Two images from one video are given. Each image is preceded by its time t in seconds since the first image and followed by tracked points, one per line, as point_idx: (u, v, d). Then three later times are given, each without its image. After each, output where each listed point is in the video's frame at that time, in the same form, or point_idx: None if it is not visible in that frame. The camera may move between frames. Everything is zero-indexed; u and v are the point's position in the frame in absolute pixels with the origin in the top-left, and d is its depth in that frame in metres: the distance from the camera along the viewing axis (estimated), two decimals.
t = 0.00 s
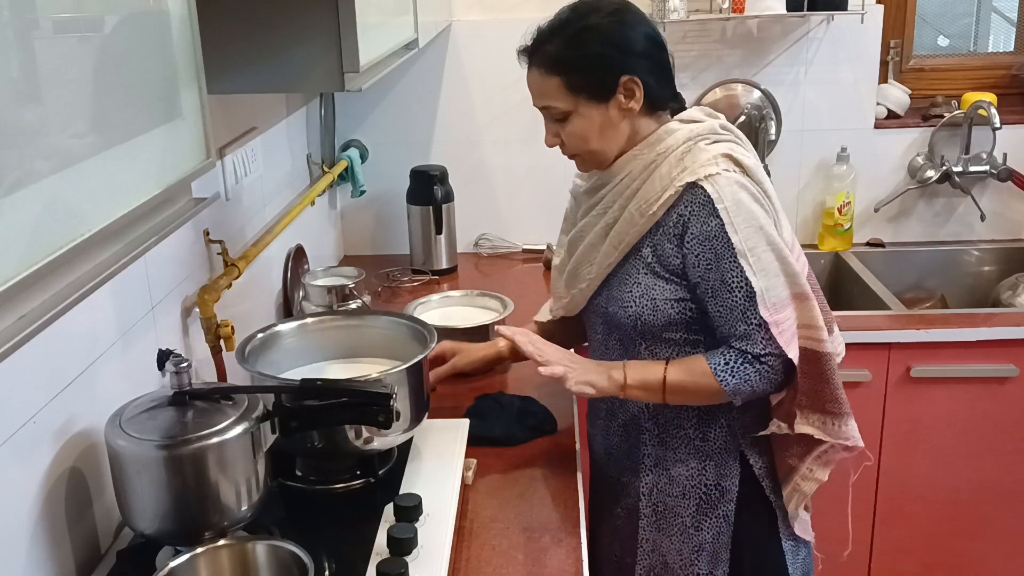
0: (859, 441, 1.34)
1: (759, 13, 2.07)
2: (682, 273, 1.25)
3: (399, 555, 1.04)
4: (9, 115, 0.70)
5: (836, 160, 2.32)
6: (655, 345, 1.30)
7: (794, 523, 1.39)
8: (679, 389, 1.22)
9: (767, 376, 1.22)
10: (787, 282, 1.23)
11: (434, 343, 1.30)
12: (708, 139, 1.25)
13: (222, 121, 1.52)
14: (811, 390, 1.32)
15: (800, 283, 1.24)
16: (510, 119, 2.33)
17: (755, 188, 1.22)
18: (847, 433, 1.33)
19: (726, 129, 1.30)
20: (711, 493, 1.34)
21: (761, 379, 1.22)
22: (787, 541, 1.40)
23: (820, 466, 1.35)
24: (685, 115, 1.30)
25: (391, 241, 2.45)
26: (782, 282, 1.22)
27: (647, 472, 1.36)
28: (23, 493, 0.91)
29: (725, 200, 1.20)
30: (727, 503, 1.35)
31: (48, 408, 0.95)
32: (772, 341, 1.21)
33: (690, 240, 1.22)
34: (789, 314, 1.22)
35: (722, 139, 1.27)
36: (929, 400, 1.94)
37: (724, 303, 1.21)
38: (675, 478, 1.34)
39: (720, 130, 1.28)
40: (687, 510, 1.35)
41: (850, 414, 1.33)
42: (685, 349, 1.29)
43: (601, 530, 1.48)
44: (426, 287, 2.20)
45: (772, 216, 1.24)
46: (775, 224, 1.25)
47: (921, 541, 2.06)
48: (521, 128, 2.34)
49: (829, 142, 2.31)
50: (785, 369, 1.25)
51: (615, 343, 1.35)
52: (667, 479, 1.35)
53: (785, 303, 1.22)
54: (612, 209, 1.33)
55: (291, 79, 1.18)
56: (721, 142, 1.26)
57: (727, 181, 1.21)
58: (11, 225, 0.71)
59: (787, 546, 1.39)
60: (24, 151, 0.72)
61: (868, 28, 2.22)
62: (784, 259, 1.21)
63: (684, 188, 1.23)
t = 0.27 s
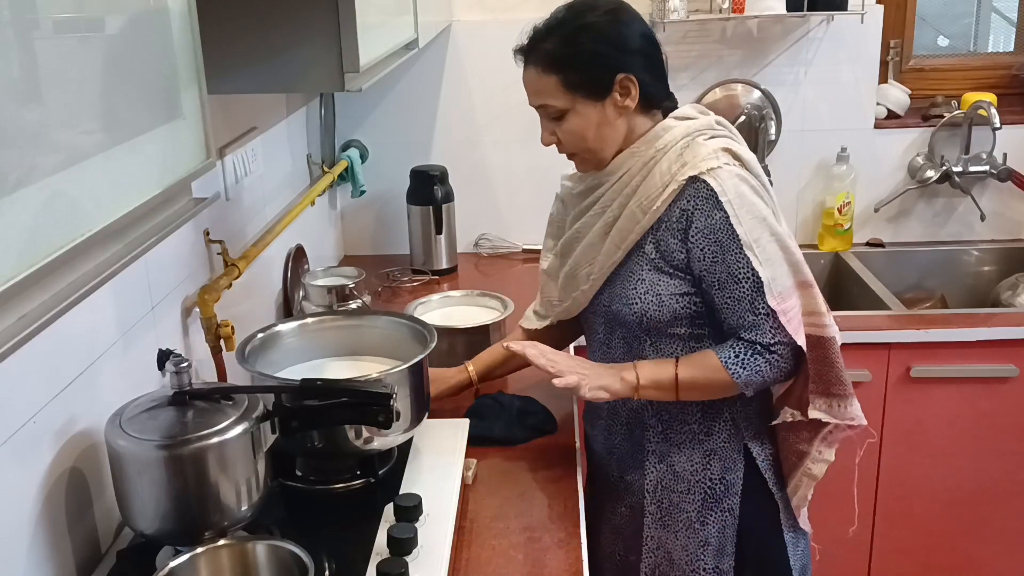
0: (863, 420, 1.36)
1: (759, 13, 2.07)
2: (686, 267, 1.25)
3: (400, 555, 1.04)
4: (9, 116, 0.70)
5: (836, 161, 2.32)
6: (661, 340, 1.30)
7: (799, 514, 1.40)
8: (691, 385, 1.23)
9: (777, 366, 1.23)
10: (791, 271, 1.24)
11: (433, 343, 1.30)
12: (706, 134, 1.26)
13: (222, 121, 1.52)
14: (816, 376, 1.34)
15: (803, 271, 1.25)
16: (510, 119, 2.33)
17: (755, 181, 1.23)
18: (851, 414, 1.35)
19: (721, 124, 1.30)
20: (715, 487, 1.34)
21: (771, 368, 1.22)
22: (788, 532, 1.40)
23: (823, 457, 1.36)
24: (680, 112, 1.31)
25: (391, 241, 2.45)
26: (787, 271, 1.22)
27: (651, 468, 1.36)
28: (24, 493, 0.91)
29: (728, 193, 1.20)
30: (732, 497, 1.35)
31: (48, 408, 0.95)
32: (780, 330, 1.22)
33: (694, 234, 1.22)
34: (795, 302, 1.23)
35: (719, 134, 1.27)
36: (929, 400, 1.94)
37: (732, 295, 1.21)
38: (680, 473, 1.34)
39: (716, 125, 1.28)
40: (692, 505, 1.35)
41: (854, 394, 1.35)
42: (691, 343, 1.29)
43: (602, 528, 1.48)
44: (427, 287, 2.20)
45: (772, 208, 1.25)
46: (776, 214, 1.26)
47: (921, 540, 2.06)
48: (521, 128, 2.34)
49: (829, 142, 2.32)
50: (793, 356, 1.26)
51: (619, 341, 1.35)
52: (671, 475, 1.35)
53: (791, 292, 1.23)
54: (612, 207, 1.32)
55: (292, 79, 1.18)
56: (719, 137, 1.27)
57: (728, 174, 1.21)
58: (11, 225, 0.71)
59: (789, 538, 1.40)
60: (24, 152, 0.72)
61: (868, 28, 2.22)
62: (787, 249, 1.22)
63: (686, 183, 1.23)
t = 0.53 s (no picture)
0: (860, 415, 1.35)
1: (759, 13, 2.07)
2: (685, 264, 1.25)
3: (400, 554, 1.04)
4: (9, 115, 0.70)
5: (836, 161, 2.32)
6: (661, 336, 1.30)
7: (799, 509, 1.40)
8: (691, 383, 1.23)
9: (776, 361, 1.23)
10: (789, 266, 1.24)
11: (433, 343, 1.30)
12: (704, 132, 1.25)
13: (222, 121, 1.52)
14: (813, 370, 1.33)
15: (801, 267, 1.25)
16: (510, 119, 2.33)
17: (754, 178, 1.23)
18: (848, 408, 1.34)
19: (719, 122, 1.30)
20: (719, 482, 1.34)
21: (769, 364, 1.23)
22: (790, 526, 1.41)
23: (823, 452, 1.36)
24: (677, 111, 1.30)
25: (391, 241, 2.46)
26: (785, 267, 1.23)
27: (654, 464, 1.36)
28: (23, 492, 0.91)
29: (726, 190, 1.20)
30: (735, 491, 1.35)
31: (48, 408, 0.96)
32: (778, 326, 1.22)
33: (692, 231, 1.22)
34: (793, 298, 1.23)
35: (717, 131, 1.27)
36: (929, 400, 1.94)
37: (730, 292, 1.21)
38: (682, 468, 1.35)
39: (714, 123, 1.28)
40: (694, 500, 1.35)
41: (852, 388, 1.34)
42: (690, 340, 1.29)
43: (603, 527, 1.48)
44: (426, 287, 2.20)
45: (769, 204, 1.25)
46: (773, 211, 1.26)
47: (921, 540, 2.06)
48: (521, 128, 2.34)
49: (829, 142, 2.32)
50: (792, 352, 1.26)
51: (619, 338, 1.35)
52: (674, 470, 1.35)
53: (789, 288, 1.23)
54: (610, 205, 1.32)
55: (292, 79, 1.18)
56: (716, 135, 1.27)
57: (726, 172, 1.21)
58: (12, 224, 0.71)
59: (791, 532, 1.40)
60: (25, 153, 0.72)
61: (868, 28, 2.22)
62: (785, 245, 1.22)
63: (684, 180, 1.23)
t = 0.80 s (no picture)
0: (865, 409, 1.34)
1: (759, 13, 2.07)
2: (684, 258, 1.25)
3: (400, 555, 1.04)
4: (9, 115, 0.70)
5: (836, 161, 2.32)
6: (661, 331, 1.30)
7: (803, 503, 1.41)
8: (694, 377, 1.23)
9: (777, 353, 1.23)
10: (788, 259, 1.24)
11: (433, 343, 1.30)
12: (702, 128, 1.26)
13: (222, 121, 1.52)
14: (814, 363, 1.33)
15: (800, 259, 1.25)
16: (510, 119, 2.33)
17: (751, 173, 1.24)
18: (853, 402, 1.33)
19: (716, 119, 1.30)
20: (726, 474, 1.34)
21: (770, 355, 1.23)
22: (795, 521, 1.41)
23: (827, 446, 1.36)
24: (675, 109, 1.31)
25: (391, 241, 2.45)
26: (784, 260, 1.23)
27: (661, 457, 1.36)
28: (23, 492, 0.91)
29: (724, 184, 1.21)
30: (742, 483, 1.36)
31: (48, 408, 0.96)
32: (778, 318, 1.22)
33: (692, 226, 1.23)
34: (792, 290, 1.24)
35: (714, 127, 1.28)
36: (930, 399, 1.94)
37: (730, 284, 1.21)
38: (690, 462, 1.34)
39: (712, 119, 1.29)
40: (703, 493, 1.35)
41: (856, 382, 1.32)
42: (691, 334, 1.29)
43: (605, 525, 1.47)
44: (426, 287, 2.20)
45: (767, 198, 1.26)
46: (772, 205, 1.26)
47: (922, 539, 2.06)
48: (520, 128, 2.34)
49: (829, 142, 2.32)
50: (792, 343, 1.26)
51: (620, 334, 1.35)
52: (681, 463, 1.35)
53: (788, 280, 1.23)
54: (610, 202, 1.32)
55: (292, 79, 1.18)
56: (714, 131, 1.27)
57: (725, 167, 1.22)
58: (12, 224, 0.71)
59: (796, 527, 1.41)
60: (25, 153, 0.72)
61: (868, 28, 2.22)
62: (784, 237, 1.23)
63: (683, 175, 1.23)
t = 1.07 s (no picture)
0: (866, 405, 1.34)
1: (759, 13, 2.07)
2: (693, 255, 1.25)
3: (400, 555, 1.04)
4: (9, 115, 0.70)
5: (836, 161, 2.32)
6: (667, 327, 1.30)
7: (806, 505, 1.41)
8: (701, 383, 1.23)
9: (783, 353, 1.23)
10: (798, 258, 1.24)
11: (433, 343, 1.30)
12: (715, 125, 1.26)
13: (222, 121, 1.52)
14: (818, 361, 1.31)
15: (809, 259, 1.25)
16: (510, 119, 2.33)
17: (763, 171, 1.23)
18: (854, 398, 1.33)
19: (730, 116, 1.30)
20: (728, 476, 1.34)
21: (776, 355, 1.23)
22: (799, 527, 1.42)
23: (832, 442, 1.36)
24: (690, 105, 1.30)
25: (391, 241, 2.46)
26: (794, 259, 1.23)
27: (663, 455, 1.36)
28: (23, 492, 0.91)
29: (735, 182, 1.21)
30: (745, 486, 1.35)
31: (48, 408, 0.96)
32: (785, 318, 1.23)
33: (701, 222, 1.22)
34: (800, 291, 1.23)
35: (726, 124, 1.28)
36: (930, 399, 1.94)
37: (738, 283, 1.21)
38: (692, 461, 1.35)
39: (725, 116, 1.28)
40: (704, 494, 1.35)
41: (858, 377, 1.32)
42: (697, 331, 1.29)
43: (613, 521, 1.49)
44: (426, 287, 2.20)
45: (778, 196, 1.26)
46: (783, 204, 1.26)
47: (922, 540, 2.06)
48: (520, 128, 2.34)
49: (829, 142, 2.31)
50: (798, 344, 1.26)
51: (625, 329, 1.35)
52: (683, 462, 1.35)
53: (797, 280, 1.23)
54: (620, 196, 1.33)
55: (292, 79, 1.18)
56: (727, 129, 1.27)
57: (736, 164, 1.22)
58: (12, 224, 0.71)
59: (799, 532, 1.42)
60: (25, 153, 0.72)
61: (868, 28, 2.22)
62: (795, 236, 1.23)
63: (694, 171, 1.23)
